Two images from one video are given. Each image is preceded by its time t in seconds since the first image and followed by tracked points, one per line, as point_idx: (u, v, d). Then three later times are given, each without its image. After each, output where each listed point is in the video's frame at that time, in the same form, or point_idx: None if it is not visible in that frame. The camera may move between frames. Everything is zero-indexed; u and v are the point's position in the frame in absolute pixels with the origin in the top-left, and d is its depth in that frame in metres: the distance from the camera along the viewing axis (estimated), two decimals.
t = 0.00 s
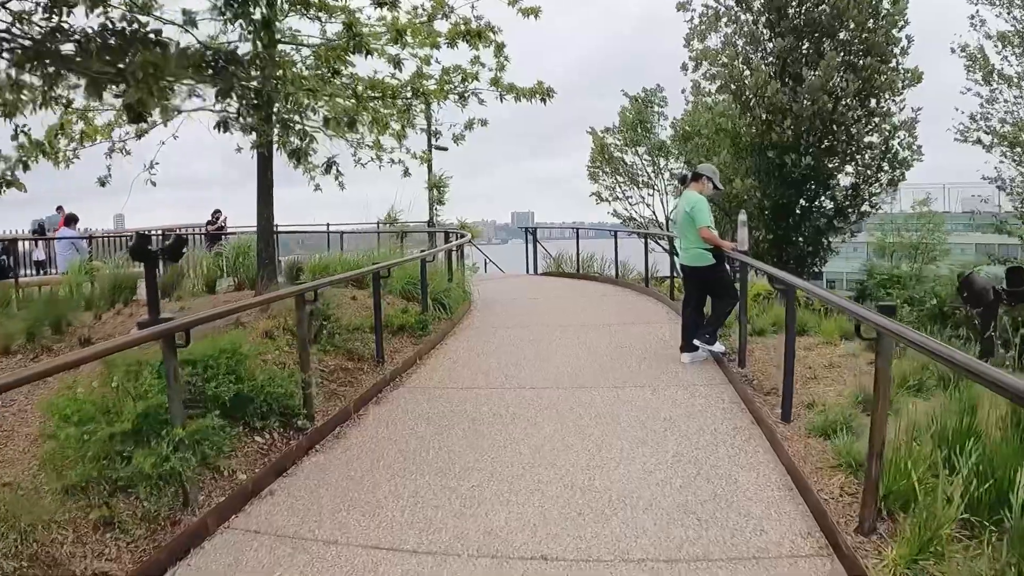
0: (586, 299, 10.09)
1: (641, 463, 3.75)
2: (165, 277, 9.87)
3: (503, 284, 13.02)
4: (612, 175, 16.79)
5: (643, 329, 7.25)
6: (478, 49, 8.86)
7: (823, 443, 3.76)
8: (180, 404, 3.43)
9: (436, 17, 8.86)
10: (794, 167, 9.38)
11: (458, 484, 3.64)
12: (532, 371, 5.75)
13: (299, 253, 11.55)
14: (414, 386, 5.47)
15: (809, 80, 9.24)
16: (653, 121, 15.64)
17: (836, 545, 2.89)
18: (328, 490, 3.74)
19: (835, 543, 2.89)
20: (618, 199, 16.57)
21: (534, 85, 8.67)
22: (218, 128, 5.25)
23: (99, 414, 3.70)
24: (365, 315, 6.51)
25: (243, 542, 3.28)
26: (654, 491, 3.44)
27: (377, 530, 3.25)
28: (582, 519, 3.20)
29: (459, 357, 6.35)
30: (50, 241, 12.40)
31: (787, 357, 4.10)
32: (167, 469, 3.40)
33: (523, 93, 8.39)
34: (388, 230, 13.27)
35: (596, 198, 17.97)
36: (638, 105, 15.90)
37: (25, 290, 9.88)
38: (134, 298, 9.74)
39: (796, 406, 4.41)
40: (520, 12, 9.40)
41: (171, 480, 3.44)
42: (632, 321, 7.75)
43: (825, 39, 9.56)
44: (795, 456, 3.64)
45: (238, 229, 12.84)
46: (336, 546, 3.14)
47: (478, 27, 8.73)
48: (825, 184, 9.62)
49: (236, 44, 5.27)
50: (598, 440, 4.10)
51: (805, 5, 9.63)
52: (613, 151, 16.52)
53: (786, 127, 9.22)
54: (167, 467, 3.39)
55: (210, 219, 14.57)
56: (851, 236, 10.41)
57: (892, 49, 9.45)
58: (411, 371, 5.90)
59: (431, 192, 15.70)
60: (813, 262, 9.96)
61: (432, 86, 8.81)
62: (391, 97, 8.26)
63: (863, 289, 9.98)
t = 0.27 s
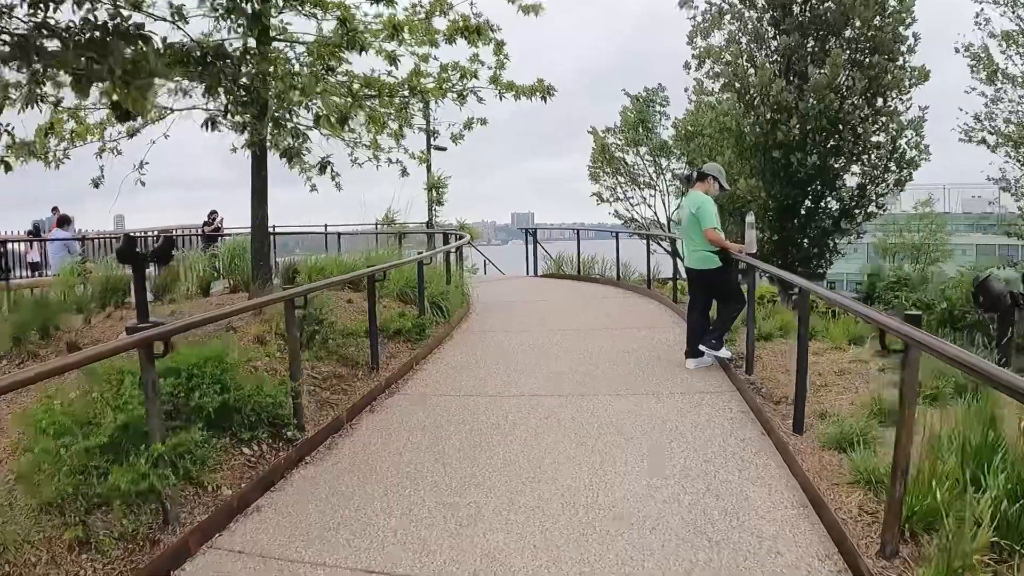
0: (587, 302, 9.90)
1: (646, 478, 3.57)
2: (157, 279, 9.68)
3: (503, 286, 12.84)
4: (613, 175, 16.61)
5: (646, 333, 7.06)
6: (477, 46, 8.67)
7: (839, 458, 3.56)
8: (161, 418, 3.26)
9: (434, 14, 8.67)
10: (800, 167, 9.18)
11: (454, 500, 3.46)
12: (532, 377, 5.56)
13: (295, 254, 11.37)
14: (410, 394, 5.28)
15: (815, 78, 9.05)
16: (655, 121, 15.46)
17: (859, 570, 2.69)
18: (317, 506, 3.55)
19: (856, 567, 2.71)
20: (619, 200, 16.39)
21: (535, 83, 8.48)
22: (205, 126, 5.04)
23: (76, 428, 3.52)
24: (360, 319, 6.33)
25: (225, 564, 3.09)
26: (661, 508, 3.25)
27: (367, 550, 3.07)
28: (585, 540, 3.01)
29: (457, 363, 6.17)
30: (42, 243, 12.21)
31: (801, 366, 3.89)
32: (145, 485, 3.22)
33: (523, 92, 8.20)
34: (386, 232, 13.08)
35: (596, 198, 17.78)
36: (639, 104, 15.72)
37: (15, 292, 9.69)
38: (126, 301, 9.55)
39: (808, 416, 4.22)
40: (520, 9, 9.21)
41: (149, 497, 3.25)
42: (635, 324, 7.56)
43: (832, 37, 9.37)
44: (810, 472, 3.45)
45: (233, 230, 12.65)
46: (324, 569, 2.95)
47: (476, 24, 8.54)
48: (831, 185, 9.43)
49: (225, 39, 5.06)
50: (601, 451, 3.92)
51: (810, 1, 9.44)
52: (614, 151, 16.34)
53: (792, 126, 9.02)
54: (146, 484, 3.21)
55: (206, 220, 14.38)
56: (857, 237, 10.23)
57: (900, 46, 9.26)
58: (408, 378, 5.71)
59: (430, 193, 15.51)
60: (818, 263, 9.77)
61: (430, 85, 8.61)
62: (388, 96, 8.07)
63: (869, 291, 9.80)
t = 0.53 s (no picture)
0: (590, 304, 9.71)
1: (654, 493, 3.39)
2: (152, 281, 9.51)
3: (504, 287, 12.67)
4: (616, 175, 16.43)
5: (650, 337, 6.88)
6: (477, 44, 8.49)
7: (858, 473, 3.39)
8: (140, 430, 3.08)
9: (434, 11, 8.50)
10: (808, 166, 9.00)
11: (452, 516, 3.29)
12: (534, 384, 5.38)
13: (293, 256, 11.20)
14: (408, 401, 5.11)
15: (822, 76, 8.87)
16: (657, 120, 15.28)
17: None
18: (308, 522, 3.38)
19: None
20: (621, 200, 16.22)
21: (536, 82, 8.30)
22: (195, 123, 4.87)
23: (54, 442, 3.35)
24: (357, 323, 6.16)
25: None
26: (671, 526, 3.07)
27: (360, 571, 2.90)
28: (590, 561, 2.84)
29: (457, 368, 6.00)
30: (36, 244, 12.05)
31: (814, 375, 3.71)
32: (124, 503, 3.02)
33: (525, 90, 8.02)
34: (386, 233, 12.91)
35: (599, 199, 17.61)
36: (641, 104, 15.54)
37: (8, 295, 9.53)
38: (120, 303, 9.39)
39: (822, 426, 4.04)
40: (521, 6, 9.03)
41: (130, 514, 3.07)
42: (639, 328, 7.39)
43: (839, 35, 9.20)
44: (827, 487, 3.27)
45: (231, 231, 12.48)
46: None
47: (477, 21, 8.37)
48: (839, 185, 9.25)
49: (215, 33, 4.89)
50: (606, 463, 3.75)
51: None
52: (616, 151, 16.17)
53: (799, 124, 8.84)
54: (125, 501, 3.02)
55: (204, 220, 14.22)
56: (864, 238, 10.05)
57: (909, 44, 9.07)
58: (406, 384, 5.54)
59: (430, 193, 15.34)
60: (825, 265, 9.59)
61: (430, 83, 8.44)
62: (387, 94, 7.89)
63: (877, 294, 9.62)
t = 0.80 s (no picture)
0: (590, 308, 9.53)
1: (659, 512, 3.20)
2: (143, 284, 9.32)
3: (503, 290, 12.50)
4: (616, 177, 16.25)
5: (652, 342, 6.70)
6: (475, 42, 8.32)
7: (874, 491, 3.20)
8: (111, 447, 2.89)
9: (431, 9, 8.32)
10: (813, 167, 8.82)
11: (444, 537, 3.10)
12: (532, 392, 5.20)
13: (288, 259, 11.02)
14: (401, 410, 4.93)
15: (828, 75, 8.69)
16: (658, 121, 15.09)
17: None
18: (292, 542, 3.19)
19: None
20: (622, 202, 16.04)
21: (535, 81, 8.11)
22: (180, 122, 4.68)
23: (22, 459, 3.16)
24: (350, 329, 5.98)
25: None
26: (677, 549, 2.89)
27: None
28: None
29: (453, 375, 5.82)
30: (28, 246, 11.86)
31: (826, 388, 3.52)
32: (95, 524, 2.82)
33: (524, 89, 7.83)
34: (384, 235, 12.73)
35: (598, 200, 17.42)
36: (642, 104, 15.37)
37: None
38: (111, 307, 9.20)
39: (834, 439, 3.85)
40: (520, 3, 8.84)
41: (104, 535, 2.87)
42: (641, 333, 7.20)
43: (844, 33, 9.01)
44: (842, 507, 3.08)
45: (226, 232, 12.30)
46: None
47: (475, 18, 8.18)
48: (845, 186, 9.06)
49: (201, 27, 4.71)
50: (607, 478, 3.57)
51: None
52: (616, 152, 15.99)
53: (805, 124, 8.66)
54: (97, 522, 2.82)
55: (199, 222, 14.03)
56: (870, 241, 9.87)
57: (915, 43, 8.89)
58: (400, 392, 5.35)
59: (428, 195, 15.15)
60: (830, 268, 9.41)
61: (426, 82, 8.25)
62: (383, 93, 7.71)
63: (882, 297, 9.44)
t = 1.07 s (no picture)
0: (590, 311, 9.35)
1: (665, 530, 3.02)
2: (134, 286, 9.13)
3: (502, 293, 12.31)
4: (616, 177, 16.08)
5: (654, 347, 6.52)
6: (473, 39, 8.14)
7: (892, 507, 3.02)
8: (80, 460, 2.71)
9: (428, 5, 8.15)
10: (819, 167, 8.64)
11: (436, 556, 2.92)
12: (531, 399, 5.02)
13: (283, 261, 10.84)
14: (395, 418, 4.75)
15: (833, 73, 8.53)
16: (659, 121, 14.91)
17: None
18: (277, 560, 3.01)
19: None
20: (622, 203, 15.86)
21: (535, 78, 7.93)
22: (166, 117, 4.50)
23: None
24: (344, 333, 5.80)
25: None
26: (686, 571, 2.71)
27: None
28: None
29: (449, 381, 5.64)
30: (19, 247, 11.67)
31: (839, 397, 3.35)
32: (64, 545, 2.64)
33: (523, 87, 7.65)
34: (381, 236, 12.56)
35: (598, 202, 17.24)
36: (642, 104, 15.20)
37: None
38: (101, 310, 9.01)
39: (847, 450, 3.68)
40: None
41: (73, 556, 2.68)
42: (642, 337, 7.02)
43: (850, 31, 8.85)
44: (860, 525, 2.90)
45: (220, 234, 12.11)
46: None
47: (474, 14, 8.01)
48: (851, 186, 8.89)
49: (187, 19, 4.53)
50: (609, 492, 3.39)
51: None
52: (616, 153, 15.81)
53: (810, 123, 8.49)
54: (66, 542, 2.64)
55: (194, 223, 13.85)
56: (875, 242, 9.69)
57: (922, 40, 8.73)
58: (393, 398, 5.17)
59: (426, 196, 14.97)
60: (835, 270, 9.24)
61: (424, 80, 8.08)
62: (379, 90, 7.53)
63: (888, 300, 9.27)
